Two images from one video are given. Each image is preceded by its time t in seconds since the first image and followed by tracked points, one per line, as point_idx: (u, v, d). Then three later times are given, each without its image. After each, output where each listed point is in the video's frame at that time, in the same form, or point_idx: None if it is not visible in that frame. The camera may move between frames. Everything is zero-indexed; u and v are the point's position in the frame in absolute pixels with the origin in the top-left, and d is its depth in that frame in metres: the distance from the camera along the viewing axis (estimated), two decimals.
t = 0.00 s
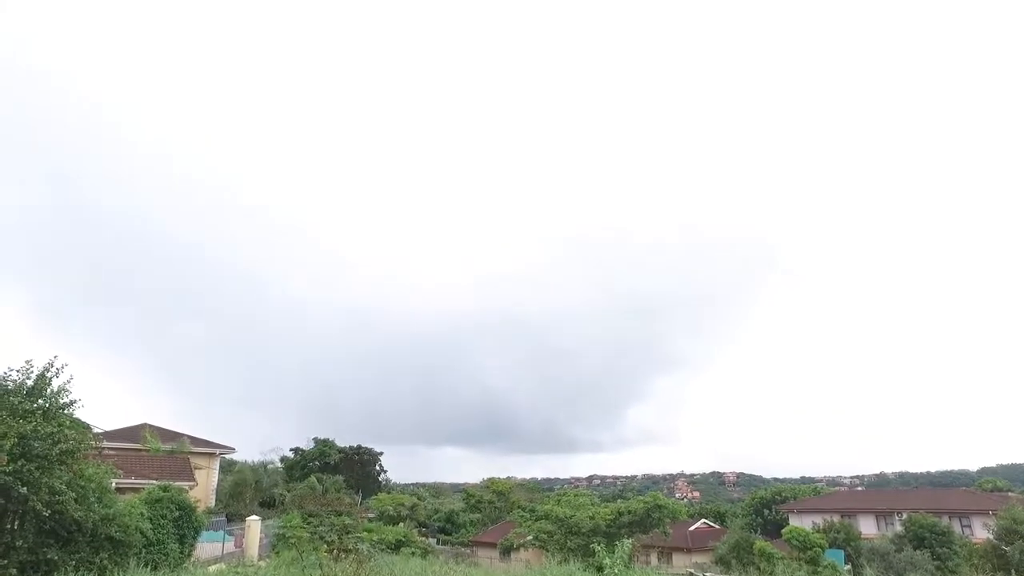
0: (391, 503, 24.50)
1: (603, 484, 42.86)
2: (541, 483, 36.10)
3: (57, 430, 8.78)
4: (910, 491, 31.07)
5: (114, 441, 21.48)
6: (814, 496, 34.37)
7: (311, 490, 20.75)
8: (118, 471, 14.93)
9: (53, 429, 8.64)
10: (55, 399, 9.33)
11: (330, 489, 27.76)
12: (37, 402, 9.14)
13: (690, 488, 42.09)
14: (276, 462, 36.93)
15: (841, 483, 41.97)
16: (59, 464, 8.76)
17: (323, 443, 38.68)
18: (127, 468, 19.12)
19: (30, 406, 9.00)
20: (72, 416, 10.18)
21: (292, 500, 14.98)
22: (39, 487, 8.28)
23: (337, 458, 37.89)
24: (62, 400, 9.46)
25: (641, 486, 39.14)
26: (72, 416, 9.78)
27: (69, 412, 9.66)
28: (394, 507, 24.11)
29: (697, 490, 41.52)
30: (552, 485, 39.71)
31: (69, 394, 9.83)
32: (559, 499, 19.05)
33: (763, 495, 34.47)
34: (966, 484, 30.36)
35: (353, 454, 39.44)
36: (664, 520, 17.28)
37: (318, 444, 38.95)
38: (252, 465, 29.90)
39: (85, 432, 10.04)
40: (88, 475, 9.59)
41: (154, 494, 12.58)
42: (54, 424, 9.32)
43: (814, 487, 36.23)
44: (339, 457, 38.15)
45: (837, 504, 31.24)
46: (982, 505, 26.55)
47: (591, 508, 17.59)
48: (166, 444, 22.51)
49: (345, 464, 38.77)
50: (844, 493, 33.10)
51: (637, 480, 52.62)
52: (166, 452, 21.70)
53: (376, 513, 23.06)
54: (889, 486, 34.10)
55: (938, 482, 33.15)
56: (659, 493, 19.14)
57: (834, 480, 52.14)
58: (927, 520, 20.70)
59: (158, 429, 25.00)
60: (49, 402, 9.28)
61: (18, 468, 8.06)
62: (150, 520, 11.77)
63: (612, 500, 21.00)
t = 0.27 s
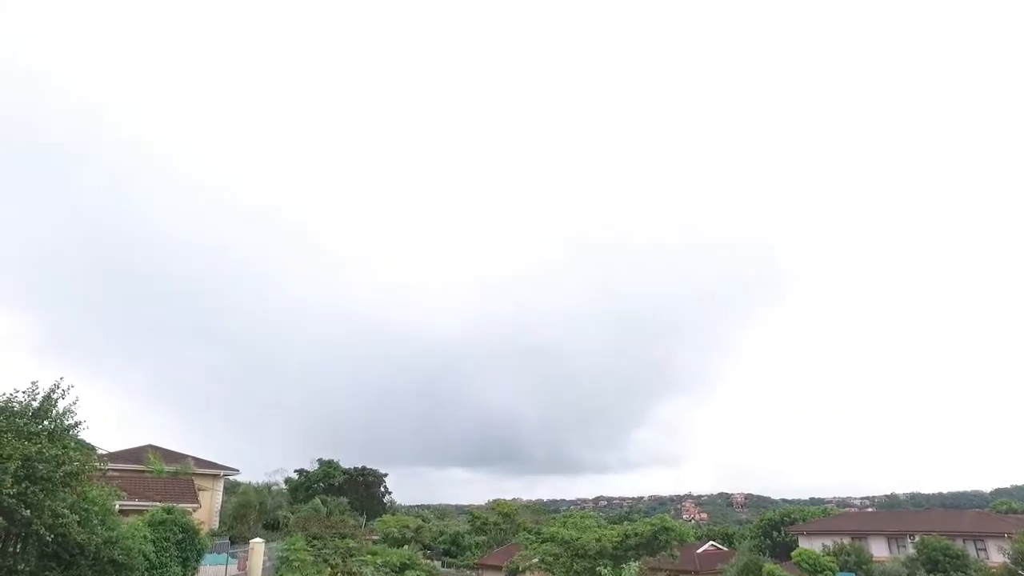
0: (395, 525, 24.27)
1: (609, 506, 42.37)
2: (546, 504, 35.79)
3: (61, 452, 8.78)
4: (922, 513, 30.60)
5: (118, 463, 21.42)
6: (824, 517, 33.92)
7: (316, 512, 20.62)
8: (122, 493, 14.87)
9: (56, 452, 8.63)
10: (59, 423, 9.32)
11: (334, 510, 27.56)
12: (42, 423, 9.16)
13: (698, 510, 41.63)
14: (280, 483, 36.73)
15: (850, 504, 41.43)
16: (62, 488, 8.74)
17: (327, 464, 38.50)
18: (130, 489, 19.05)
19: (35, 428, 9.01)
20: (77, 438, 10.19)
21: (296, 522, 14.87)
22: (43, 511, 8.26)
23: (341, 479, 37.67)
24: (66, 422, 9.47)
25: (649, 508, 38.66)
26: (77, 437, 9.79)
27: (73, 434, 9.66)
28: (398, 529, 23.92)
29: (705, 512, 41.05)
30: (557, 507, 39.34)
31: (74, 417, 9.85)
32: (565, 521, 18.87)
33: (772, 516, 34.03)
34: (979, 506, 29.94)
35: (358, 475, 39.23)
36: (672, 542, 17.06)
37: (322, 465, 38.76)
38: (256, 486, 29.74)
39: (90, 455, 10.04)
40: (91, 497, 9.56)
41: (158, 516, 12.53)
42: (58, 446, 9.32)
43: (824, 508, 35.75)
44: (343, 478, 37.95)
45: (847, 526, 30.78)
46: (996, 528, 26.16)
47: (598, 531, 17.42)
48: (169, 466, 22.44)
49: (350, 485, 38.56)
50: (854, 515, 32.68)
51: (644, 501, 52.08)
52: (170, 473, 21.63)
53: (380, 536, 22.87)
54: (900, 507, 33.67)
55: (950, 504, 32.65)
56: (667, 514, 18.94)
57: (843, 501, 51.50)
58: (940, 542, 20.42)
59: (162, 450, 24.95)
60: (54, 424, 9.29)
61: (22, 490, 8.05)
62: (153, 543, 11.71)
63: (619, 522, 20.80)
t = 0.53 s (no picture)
0: (399, 546, 24.08)
1: (615, 526, 41.94)
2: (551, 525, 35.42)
3: (64, 473, 8.75)
4: (933, 535, 30.16)
5: (121, 483, 21.36)
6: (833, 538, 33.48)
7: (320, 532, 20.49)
8: (125, 514, 14.84)
9: (60, 473, 8.63)
10: (63, 443, 9.33)
11: (337, 531, 27.35)
12: (45, 444, 9.14)
13: (705, 530, 41.14)
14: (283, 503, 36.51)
15: (860, 525, 40.89)
16: (64, 510, 8.71)
17: (331, 484, 38.29)
18: (133, 510, 19.00)
19: (39, 449, 9.00)
20: (80, 457, 10.18)
21: (299, 543, 14.77)
22: (44, 533, 8.23)
23: (345, 499, 37.41)
24: (71, 442, 9.47)
25: (655, 528, 38.21)
26: (81, 458, 9.78)
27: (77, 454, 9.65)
28: (402, 550, 23.72)
29: (712, 533, 40.56)
30: (563, 527, 38.95)
31: (78, 437, 9.85)
32: (571, 542, 18.69)
33: (780, 537, 33.60)
34: (991, 527, 29.51)
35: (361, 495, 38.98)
36: (679, 564, 16.86)
37: (326, 485, 38.54)
38: (259, 507, 29.57)
39: (93, 474, 10.03)
40: (93, 519, 9.53)
41: (160, 537, 12.49)
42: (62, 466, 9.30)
43: (833, 528, 35.29)
44: (347, 498, 37.71)
45: (857, 547, 30.35)
46: (1009, 550, 25.77)
47: (603, 552, 17.25)
48: (172, 487, 22.35)
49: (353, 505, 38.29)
50: (864, 536, 32.25)
51: (650, 522, 51.52)
52: (172, 494, 21.60)
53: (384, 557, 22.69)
54: (911, 528, 33.20)
55: (962, 526, 32.16)
56: (674, 536, 18.73)
57: (852, 521, 50.85)
58: (951, 564, 20.11)
59: (165, 470, 24.90)
60: (58, 444, 9.29)
61: (23, 512, 8.02)
62: (155, 565, 11.66)
63: (625, 543, 20.57)
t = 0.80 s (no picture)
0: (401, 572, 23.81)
1: (619, 552, 41.40)
2: (556, 551, 34.97)
3: (65, 499, 8.74)
4: (944, 561, 29.67)
5: (122, 508, 21.22)
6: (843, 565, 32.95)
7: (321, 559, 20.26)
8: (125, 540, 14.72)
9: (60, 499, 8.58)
10: (66, 467, 9.30)
11: (339, 558, 27.07)
12: (48, 467, 9.08)
13: (712, 557, 40.55)
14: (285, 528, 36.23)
15: (870, 551, 40.27)
16: (64, 535, 8.66)
17: (333, 509, 37.96)
18: (134, 536, 18.88)
19: (41, 474, 8.97)
20: (82, 483, 10.14)
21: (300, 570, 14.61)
22: (43, 560, 8.18)
23: (347, 525, 37.06)
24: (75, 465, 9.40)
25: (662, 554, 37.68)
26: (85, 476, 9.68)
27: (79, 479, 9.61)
28: None
29: (719, 559, 39.97)
30: (567, 554, 38.42)
31: (80, 462, 9.80)
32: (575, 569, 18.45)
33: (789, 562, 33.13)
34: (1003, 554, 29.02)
35: (364, 520, 38.62)
36: None
37: (328, 510, 38.20)
38: (261, 532, 29.29)
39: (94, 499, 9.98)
40: (93, 545, 9.47)
41: (159, 564, 12.40)
42: (65, 491, 9.25)
43: (842, 554, 34.73)
44: (349, 523, 37.35)
45: (867, 573, 29.83)
46: None
47: None
48: (173, 512, 22.18)
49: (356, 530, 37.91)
50: (874, 562, 31.74)
51: (656, 547, 50.80)
52: (173, 519, 21.46)
53: None
54: (921, 554, 32.69)
55: (974, 553, 31.66)
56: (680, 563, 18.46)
57: (862, 546, 50.06)
58: None
59: (167, 494, 24.77)
60: (60, 468, 9.27)
61: (22, 539, 7.97)
62: None
63: (631, 570, 20.29)
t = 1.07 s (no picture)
0: None
1: None
2: None
3: (66, 526, 8.73)
4: None
5: (122, 534, 21.03)
6: None
7: None
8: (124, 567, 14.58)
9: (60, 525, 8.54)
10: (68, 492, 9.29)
11: None
12: (50, 495, 9.00)
13: None
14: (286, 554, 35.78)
15: None
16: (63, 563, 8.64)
17: (335, 534, 37.57)
18: (132, 562, 18.72)
19: (42, 500, 8.90)
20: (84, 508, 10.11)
21: None
22: None
23: (349, 550, 36.63)
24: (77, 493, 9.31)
25: None
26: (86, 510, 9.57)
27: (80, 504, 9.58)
28: None
29: None
30: None
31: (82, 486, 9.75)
32: None
33: None
34: None
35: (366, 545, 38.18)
36: None
37: (330, 535, 37.80)
38: (262, 558, 28.97)
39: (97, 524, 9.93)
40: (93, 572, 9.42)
41: None
42: (65, 518, 9.21)
43: None
44: (351, 549, 36.92)
45: None
46: None
47: None
48: (173, 539, 21.96)
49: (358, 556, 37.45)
50: None
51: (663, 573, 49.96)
52: (173, 544, 21.30)
53: None
54: None
55: None
56: None
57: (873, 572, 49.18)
58: None
59: (167, 520, 24.58)
60: (61, 493, 9.24)
61: (20, 567, 7.99)
62: None
63: None
